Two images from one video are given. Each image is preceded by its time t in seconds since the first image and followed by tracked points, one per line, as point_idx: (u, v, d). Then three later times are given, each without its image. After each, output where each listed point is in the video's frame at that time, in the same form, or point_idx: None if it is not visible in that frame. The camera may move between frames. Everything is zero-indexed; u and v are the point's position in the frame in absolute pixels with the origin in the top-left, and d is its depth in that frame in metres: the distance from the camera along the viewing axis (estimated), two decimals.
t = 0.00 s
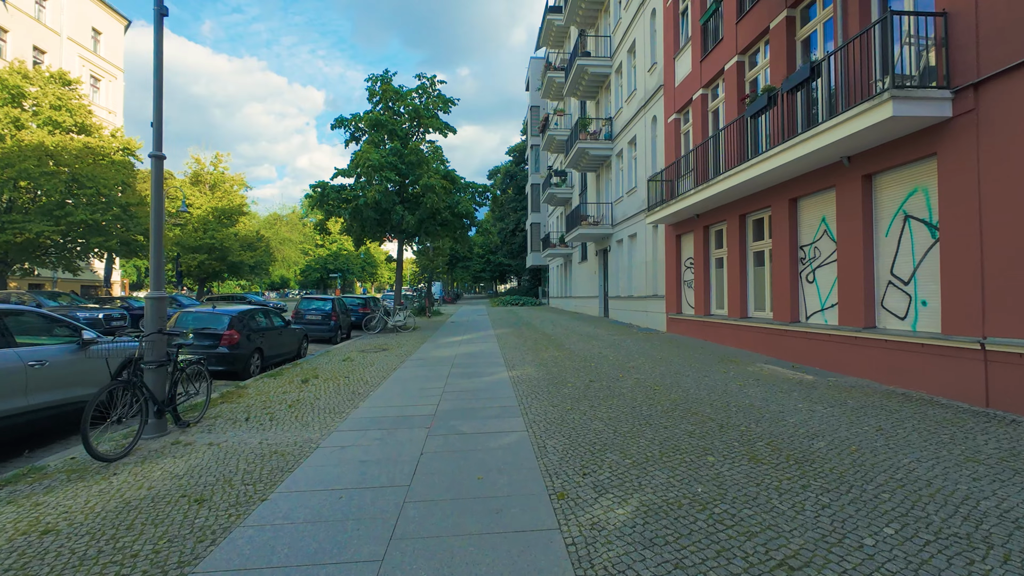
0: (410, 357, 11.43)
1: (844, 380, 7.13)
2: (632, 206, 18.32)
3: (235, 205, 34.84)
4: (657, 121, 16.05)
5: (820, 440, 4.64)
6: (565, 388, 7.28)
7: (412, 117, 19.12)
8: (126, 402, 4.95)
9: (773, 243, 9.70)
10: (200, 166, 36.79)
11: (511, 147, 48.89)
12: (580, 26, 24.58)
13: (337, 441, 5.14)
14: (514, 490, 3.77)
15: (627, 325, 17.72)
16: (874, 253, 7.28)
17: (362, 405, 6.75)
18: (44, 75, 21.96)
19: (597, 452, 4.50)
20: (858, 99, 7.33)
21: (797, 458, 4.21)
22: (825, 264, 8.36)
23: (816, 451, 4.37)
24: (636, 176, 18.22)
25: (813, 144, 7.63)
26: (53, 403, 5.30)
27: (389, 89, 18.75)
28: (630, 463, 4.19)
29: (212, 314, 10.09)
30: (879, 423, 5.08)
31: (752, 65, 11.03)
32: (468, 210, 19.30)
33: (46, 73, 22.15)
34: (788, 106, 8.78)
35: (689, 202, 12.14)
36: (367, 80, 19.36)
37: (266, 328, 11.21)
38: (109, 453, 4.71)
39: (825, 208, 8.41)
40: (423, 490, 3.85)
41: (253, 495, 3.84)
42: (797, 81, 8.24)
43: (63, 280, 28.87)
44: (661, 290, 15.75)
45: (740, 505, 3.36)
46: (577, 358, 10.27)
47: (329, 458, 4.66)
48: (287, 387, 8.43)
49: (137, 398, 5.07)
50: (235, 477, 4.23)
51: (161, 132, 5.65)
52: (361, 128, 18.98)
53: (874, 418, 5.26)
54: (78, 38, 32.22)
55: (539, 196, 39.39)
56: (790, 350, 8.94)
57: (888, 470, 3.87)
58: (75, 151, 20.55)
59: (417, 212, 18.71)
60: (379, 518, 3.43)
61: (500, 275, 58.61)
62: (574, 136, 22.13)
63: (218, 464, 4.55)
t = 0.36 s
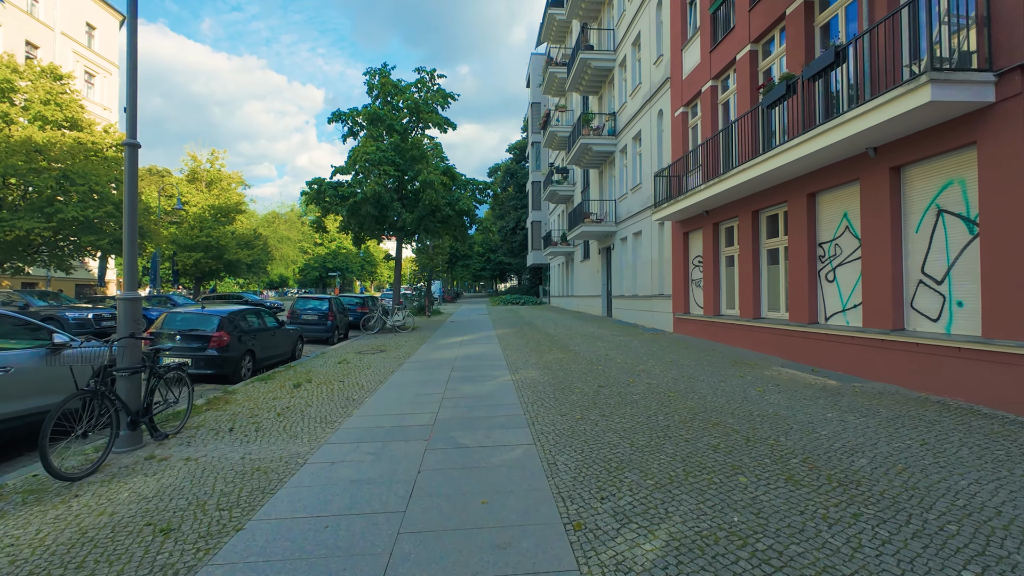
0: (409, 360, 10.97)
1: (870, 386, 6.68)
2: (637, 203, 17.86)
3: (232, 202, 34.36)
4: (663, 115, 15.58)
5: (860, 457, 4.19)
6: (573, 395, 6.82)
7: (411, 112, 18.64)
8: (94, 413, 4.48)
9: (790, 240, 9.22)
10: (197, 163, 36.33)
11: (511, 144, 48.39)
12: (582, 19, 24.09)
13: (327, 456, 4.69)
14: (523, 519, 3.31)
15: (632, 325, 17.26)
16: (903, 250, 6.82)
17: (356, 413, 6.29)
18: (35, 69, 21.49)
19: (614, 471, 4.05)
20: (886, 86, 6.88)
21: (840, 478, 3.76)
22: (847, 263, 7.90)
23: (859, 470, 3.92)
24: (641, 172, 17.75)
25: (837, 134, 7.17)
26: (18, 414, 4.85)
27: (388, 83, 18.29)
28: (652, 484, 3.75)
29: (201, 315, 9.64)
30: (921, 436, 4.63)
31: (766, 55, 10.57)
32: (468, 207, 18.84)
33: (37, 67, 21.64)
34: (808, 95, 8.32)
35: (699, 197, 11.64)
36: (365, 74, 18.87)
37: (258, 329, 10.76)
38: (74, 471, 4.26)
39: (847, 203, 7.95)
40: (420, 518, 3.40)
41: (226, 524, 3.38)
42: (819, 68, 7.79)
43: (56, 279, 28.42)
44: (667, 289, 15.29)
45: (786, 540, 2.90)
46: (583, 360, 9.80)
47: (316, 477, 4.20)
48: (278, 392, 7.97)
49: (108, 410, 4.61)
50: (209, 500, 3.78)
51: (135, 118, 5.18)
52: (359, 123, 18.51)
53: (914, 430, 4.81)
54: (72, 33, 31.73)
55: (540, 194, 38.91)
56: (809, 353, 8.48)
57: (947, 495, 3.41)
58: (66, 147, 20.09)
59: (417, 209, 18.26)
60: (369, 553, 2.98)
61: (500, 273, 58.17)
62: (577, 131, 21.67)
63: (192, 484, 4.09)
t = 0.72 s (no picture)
0: (408, 362, 10.45)
1: (908, 393, 6.18)
2: (644, 200, 17.33)
3: (228, 200, 33.79)
4: (671, 107, 15.06)
5: (921, 480, 3.68)
6: (585, 402, 6.31)
7: (411, 106, 18.09)
8: (53, 428, 3.97)
9: (812, 236, 8.72)
10: (193, 160, 35.74)
11: (512, 141, 47.80)
12: (586, 11, 23.54)
13: (316, 477, 4.17)
14: (543, 561, 2.80)
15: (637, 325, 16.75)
16: (943, 246, 6.33)
17: (351, 424, 5.78)
18: (24, 62, 20.91)
19: (643, 497, 3.55)
20: (926, 68, 6.36)
21: (906, 507, 3.26)
22: (877, 260, 7.39)
23: (924, 496, 3.41)
24: (647, 167, 17.22)
25: (871, 120, 6.65)
26: None
27: (387, 75, 17.74)
28: (690, 515, 3.24)
29: (188, 315, 9.11)
30: (982, 454, 4.13)
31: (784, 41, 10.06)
32: (469, 204, 18.31)
33: (25, 60, 21.14)
34: (835, 81, 7.80)
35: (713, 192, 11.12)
36: (363, 66, 18.31)
37: (249, 330, 10.24)
38: (27, 495, 3.75)
39: (877, 195, 7.44)
40: (420, 558, 2.89)
41: (191, 567, 2.86)
42: (849, 51, 7.28)
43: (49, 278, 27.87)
44: (675, 288, 14.78)
45: None
46: (592, 363, 9.30)
47: (302, 503, 3.69)
48: (268, 398, 7.47)
49: (71, 425, 4.09)
50: (176, 534, 3.26)
51: (103, 97, 4.65)
52: (357, 117, 17.96)
53: (971, 446, 4.31)
54: (65, 26, 31.11)
55: (541, 191, 38.35)
56: (834, 356, 7.98)
57: None
58: (55, 142, 19.53)
59: (416, 206, 17.72)
60: None
61: (501, 271, 57.69)
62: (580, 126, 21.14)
63: (160, 512, 3.58)
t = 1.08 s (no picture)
0: (403, 364, 9.97)
1: (942, 400, 5.71)
2: (647, 195, 16.84)
3: (223, 197, 33.24)
4: (676, 99, 14.56)
5: (985, 505, 3.19)
6: (592, 409, 5.83)
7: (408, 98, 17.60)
8: None
9: (829, 230, 8.23)
10: (187, 156, 35.09)
11: (511, 138, 47.24)
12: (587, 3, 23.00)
13: (291, 500, 3.68)
14: None
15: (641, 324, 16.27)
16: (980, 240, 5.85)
17: (337, 434, 5.29)
18: (9, 54, 20.35)
19: (664, 527, 3.08)
20: (962, 47, 5.88)
21: (976, 543, 2.77)
22: (903, 256, 6.91)
23: (994, 527, 2.92)
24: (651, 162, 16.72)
25: (901, 104, 6.16)
26: None
27: (382, 67, 17.22)
28: (723, 553, 2.76)
29: (169, 315, 8.60)
30: None
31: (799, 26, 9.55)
32: (468, 199, 17.80)
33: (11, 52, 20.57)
34: (858, 65, 7.31)
35: (722, 185, 10.61)
36: (358, 57, 17.78)
37: (236, 330, 9.74)
38: None
39: (903, 186, 6.96)
40: None
41: None
42: (875, 30, 6.80)
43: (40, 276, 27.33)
44: (680, 286, 14.30)
45: None
46: (596, 365, 8.81)
47: (271, 533, 3.20)
48: (252, 403, 6.98)
49: (14, 442, 3.61)
50: None
51: (52, 70, 4.13)
52: (352, 110, 17.43)
53: None
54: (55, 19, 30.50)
55: (540, 188, 37.83)
56: (854, 357, 7.51)
57: None
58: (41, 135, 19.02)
59: (413, 201, 17.21)
60: None
61: (500, 269, 57.27)
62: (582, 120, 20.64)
63: (104, 547, 3.08)
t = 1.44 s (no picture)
0: (397, 368, 9.51)
1: (980, 411, 5.26)
2: (650, 192, 16.37)
3: (218, 194, 32.75)
4: (681, 92, 14.09)
5: None
6: (599, 421, 5.37)
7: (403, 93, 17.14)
8: None
9: (848, 227, 7.78)
10: (181, 153, 34.46)
11: (511, 135, 46.73)
12: None
13: (261, 535, 3.22)
14: None
15: (644, 325, 15.82)
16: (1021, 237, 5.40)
17: (320, 450, 4.82)
18: None
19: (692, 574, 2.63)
20: (1001, 27, 5.42)
21: None
22: (931, 254, 6.46)
23: None
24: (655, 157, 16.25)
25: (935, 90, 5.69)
26: None
27: (378, 60, 16.73)
28: None
29: (149, 317, 8.13)
30: None
31: (813, 12, 9.09)
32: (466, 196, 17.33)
33: None
34: (881, 50, 6.85)
35: (731, 181, 10.14)
36: (353, 50, 17.29)
37: (221, 333, 9.28)
38: None
39: (931, 180, 6.51)
40: None
41: None
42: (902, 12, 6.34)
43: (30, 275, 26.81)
44: (686, 286, 13.84)
45: None
46: (601, 370, 8.37)
47: None
48: (233, 412, 6.52)
49: None
50: None
51: None
52: (347, 104, 16.94)
53: None
54: (46, 13, 29.93)
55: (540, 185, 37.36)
56: (876, 363, 7.06)
57: None
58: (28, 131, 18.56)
59: (410, 198, 16.76)
60: None
61: (500, 268, 56.81)
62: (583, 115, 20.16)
63: None
